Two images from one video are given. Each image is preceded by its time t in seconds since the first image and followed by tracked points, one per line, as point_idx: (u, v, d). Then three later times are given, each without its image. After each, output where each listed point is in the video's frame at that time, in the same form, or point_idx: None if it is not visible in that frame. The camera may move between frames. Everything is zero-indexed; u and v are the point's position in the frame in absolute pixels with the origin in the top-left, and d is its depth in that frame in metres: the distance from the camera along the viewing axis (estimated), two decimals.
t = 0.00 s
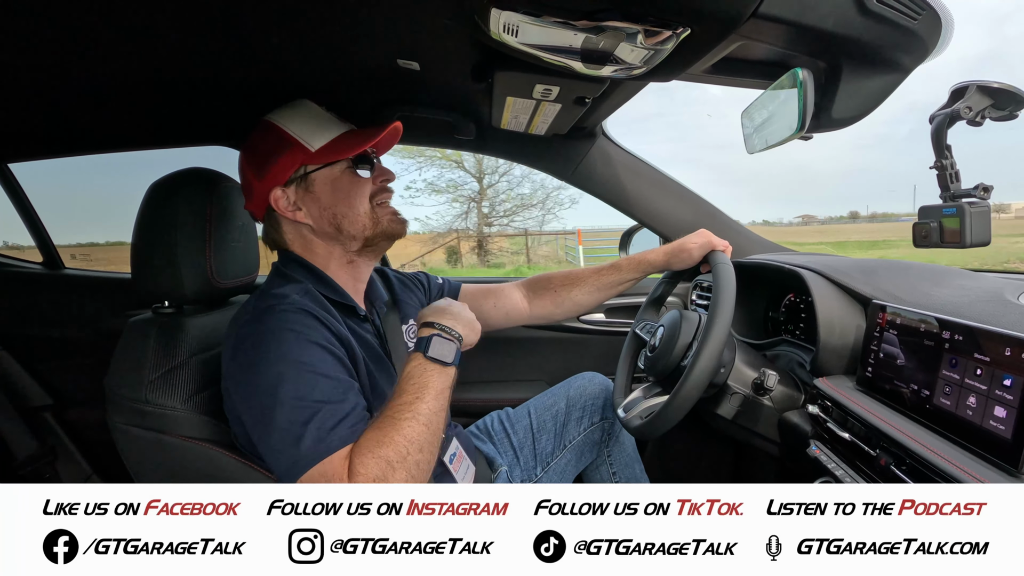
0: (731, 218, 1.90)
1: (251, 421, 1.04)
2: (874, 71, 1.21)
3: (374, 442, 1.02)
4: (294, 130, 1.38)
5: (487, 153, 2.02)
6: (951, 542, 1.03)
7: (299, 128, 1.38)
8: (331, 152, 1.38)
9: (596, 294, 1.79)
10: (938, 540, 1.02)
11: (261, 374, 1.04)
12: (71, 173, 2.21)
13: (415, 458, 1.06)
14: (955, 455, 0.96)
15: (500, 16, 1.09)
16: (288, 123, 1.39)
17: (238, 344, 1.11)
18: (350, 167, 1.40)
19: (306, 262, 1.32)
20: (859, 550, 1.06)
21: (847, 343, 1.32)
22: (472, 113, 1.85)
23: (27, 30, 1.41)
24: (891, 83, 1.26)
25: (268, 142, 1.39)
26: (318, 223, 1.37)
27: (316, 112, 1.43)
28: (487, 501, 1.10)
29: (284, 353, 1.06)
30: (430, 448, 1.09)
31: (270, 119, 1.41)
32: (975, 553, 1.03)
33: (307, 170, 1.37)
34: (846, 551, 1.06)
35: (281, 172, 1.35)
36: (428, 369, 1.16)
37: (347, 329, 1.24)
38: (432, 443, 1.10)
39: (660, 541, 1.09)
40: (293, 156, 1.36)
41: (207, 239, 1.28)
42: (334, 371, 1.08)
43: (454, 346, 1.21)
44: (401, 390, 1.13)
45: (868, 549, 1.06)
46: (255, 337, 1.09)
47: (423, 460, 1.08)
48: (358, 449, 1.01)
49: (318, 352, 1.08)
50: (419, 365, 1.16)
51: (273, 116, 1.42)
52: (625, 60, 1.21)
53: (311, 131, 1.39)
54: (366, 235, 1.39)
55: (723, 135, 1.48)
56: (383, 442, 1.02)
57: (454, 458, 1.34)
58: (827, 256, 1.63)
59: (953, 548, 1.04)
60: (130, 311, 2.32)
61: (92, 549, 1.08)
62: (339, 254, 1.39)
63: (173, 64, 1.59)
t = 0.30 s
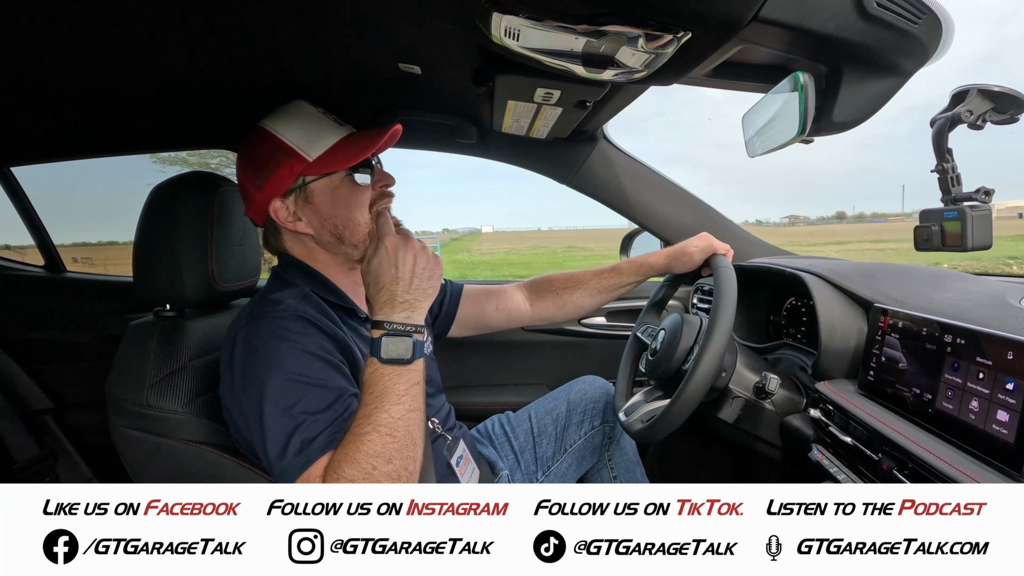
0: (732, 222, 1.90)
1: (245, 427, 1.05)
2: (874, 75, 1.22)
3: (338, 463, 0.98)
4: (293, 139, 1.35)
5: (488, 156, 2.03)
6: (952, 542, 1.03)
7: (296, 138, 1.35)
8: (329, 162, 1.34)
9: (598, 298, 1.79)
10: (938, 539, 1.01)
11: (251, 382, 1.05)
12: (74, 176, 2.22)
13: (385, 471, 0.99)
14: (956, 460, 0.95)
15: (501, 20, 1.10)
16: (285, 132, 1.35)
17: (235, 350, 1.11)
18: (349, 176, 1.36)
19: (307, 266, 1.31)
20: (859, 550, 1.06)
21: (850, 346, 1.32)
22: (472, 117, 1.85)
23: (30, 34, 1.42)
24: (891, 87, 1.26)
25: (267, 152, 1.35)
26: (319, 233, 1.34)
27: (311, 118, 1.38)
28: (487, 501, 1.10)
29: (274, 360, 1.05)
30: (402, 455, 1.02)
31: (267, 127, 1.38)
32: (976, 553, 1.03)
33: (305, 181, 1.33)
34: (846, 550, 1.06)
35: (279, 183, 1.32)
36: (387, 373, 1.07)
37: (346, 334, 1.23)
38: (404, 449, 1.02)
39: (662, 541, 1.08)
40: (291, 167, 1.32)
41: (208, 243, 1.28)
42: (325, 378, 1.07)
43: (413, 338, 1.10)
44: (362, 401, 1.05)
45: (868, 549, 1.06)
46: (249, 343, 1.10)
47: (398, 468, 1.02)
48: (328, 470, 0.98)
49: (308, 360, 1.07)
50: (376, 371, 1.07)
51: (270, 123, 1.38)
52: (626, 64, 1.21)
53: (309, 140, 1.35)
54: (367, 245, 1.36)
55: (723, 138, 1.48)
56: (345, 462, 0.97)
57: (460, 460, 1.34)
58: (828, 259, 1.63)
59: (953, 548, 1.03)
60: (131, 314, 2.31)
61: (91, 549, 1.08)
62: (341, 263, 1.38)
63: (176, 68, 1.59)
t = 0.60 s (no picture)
0: (732, 220, 1.90)
1: (246, 423, 1.06)
2: (876, 73, 1.21)
3: (337, 462, 0.97)
4: (310, 132, 1.35)
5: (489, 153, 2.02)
6: (951, 542, 1.03)
7: (315, 132, 1.35)
8: (347, 159, 1.34)
9: (598, 296, 1.79)
10: (938, 540, 1.02)
11: (251, 377, 1.05)
12: (75, 171, 2.22)
13: (382, 473, 0.98)
14: (956, 460, 0.95)
15: (502, 17, 1.10)
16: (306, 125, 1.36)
17: (236, 344, 1.12)
18: (364, 175, 1.36)
19: (311, 261, 1.32)
20: (859, 550, 1.06)
21: (849, 344, 1.32)
22: (473, 114, 1.85)
23: (30, 30, 1.42)
24: (892, 86, 1.26)
25: (286, 143, 1.36)
26: (330, 228, 1.34)
27: (332, 114, 1.40)
28: (487, 501, 1.10)
29: (274, 356, 1.05)
30: (400, 458, 1.01)
31: (288, 119, 1.38)
32: (975, 553, 1.03)
33: (320, 176, 1.33)
34: (846, 551, 1.06)
35: (295, 176, 1.32)
36: (392, 374, 1.06)
37: (347, 331, 1.23)
38: (403, 452, 1.01)
39: (660, 542, 1.09)
40: (308, 161, 1.32)
41: (207, 239, 1.28)
42: (325, 375, 1.06)
43: (419, 342, 1.07)
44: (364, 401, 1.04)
45: (868, 549, 1.06)
46: (250, 338, 1.10)
47: (395, 471, 1.00)
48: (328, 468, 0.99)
49: (308, 356, 1.07)
50: (381, 371, 1.06)
51: (291, 115, 1.39)
52: (627, 62, 1.21)
53: (328, 136, 1.35)
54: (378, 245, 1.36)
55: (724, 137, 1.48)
56: (343, 461, 0.97)
57: (462, 457, 1.35)
58: (829, 258, 1.63)
59: (953, 548, 1.04)
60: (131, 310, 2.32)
61: (91, 549, 1.08)
62: (350, 260, 1.38)
63: (176, 64, 1.59)
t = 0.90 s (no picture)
0: (734, 216, 1.90)
1: (247, 417, 1.05)
2: (878, 68, 1.21)
3: (359, 453, 0.98)
4: (317, 129, 1.38)
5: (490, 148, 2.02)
6: (951, 542, 1.03)
7: (321, 129, 1.38)
8: (349, 160, 1.35)
9: (599, 293, 1.79)
10: (938, 540, 1.02)
11: (253, 372, 1.05)
12: (76, 167, 2.22)
13: (402, 470, 1.00)
14: (956, 456, 0.95)
15: (503, 11, 1.09)
16: (314, 123, 1.39)
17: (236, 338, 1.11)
18: (364, 178, 1.36)
19: (314, 256, 1.32)
20: (859, 550, 1.06)
21: (850, 341, 1.32)
22: (474, 109, 1.84)
23: (30, 24, 1.41)
24: (895, 81, 1.26)
25: (295, 138, 1.40)
26: (327, 227, 1.35)
27: (341, 112, 1.41)
28: (487, 501, 1.10)
29: (275, 350, 1.05)
30: (420, 459, 1.03)
31: (299, 115, 1.42)
32: (975, 553, 1.03)
33: (321, 174, 1.35)
34: (846, 551, 1.06)
35: (299, 172, 1.36)
36: (430, 374, 1.05)
37: (347, 327, 1.23)
38: (424, 453, 1.04)
39: (662, 541, 1.09)
40: (311, 159, 1.35)
41: (208, 234, 1.28)
42: (326, 368, 1.07)
43: (464, 350, 1.05)
44: (396, 396, 1.04)
45: (868, 549, 1.06)
46: (251, 333, 1.09)
47: (413, 471, 1.03)
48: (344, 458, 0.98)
49: (309, 350, 1.08)
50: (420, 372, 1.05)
51: (304, 110, 1.43)
52: (629, 57, 1.21)
53: (331, 135, 1.37)
54: (372, 248, 1.36)
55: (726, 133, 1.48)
56: (367, 454, 0.97)
57: (463, 453, 1.35)
58: (830, 254, 1.62)
59: (952, 548, 1.04)
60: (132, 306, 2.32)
61: (91, 549, 1.09)
62: (344, 261, 1.39)
63: (176, 58, 1.59)
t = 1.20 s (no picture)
0: (734, 216, 1.89)
1: (251, 416, 1.05)
2: (879, 68, 1.21)
3: (376, 439, 1.02)
4: (324, 130, 1.37)
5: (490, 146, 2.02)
6: (951, 542, 1.03)
7: (328, 132, 1.37)
8: (356, 166, 1.36)
9: (599, 293, 1.79)
10: (938, 540, 1.02)
11: (262, 369, 1.05)
12: (76, 165, 2.22)
13: (418, 456, 1.06)
14: (956, 455, 0.96)
15: (504, 10, 1.09)
16: (321, 123, 1.37)
17: (239, 337, 1.11)
18: (371, 184, 1.38)
19: (315, 256, 1.32)
20: (859, 550, 1.06)
21: (850, 341, 1.32)
22: (474, 107, 1.84)
23: (31, 23, 1.41)
24: (895, 81, 1.25)
25: (299, 137, 1.39)
26: (331, 230, 1.36)
27: (349, 114, 1.40)
28: (487, 501, 1.10)
29: (283, 347, 1.06)
30: (433, 446, 1.09)
31: (305, 113, 1.39)
32: (975, 553, 1.03)
33: (327, 177, 1.35)
34: (846, 551, 1.06)
35: (304, 174, 1.36)
36: (434, 365, 1.17)
37: (349, 326, 1.23)
38: (435, 442, 1.09)
39: (662, 541, 1.09)
40: (318, 162, 1.35)
41: (208, 234, 1.27)
42: (333, 364, 1.09)
43: (461, 344, 1.20)
44: (406, 386, 1.12)
45: (868, 549, 1.06)
46: (254, 331, 1.09)
47: (425, 459, 1.08)
48: (361, 446, 1.01)
49: (317, 346, 1.09)
50: (426, 360, 1.17)
51: (311, 107, 1.40)
52: (629, 56, 1.21)
53: (338, 138, 1.37)
54: (377, 252, 1.37)
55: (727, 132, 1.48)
56: (385, 438, 1.02)
57: (463, 452, 1.35)
58: (831, 254, 1.62)
59: (952, 548, 1.04)
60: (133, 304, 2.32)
61: (91, 549, 1.09)
62: (347, 263, 1.39)
63: (177, 57, 1.58)
